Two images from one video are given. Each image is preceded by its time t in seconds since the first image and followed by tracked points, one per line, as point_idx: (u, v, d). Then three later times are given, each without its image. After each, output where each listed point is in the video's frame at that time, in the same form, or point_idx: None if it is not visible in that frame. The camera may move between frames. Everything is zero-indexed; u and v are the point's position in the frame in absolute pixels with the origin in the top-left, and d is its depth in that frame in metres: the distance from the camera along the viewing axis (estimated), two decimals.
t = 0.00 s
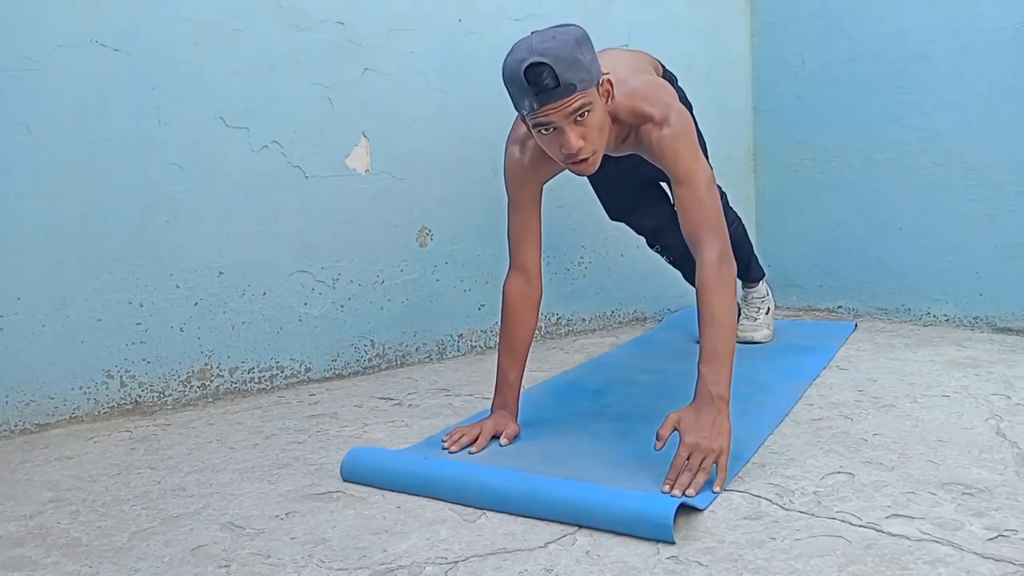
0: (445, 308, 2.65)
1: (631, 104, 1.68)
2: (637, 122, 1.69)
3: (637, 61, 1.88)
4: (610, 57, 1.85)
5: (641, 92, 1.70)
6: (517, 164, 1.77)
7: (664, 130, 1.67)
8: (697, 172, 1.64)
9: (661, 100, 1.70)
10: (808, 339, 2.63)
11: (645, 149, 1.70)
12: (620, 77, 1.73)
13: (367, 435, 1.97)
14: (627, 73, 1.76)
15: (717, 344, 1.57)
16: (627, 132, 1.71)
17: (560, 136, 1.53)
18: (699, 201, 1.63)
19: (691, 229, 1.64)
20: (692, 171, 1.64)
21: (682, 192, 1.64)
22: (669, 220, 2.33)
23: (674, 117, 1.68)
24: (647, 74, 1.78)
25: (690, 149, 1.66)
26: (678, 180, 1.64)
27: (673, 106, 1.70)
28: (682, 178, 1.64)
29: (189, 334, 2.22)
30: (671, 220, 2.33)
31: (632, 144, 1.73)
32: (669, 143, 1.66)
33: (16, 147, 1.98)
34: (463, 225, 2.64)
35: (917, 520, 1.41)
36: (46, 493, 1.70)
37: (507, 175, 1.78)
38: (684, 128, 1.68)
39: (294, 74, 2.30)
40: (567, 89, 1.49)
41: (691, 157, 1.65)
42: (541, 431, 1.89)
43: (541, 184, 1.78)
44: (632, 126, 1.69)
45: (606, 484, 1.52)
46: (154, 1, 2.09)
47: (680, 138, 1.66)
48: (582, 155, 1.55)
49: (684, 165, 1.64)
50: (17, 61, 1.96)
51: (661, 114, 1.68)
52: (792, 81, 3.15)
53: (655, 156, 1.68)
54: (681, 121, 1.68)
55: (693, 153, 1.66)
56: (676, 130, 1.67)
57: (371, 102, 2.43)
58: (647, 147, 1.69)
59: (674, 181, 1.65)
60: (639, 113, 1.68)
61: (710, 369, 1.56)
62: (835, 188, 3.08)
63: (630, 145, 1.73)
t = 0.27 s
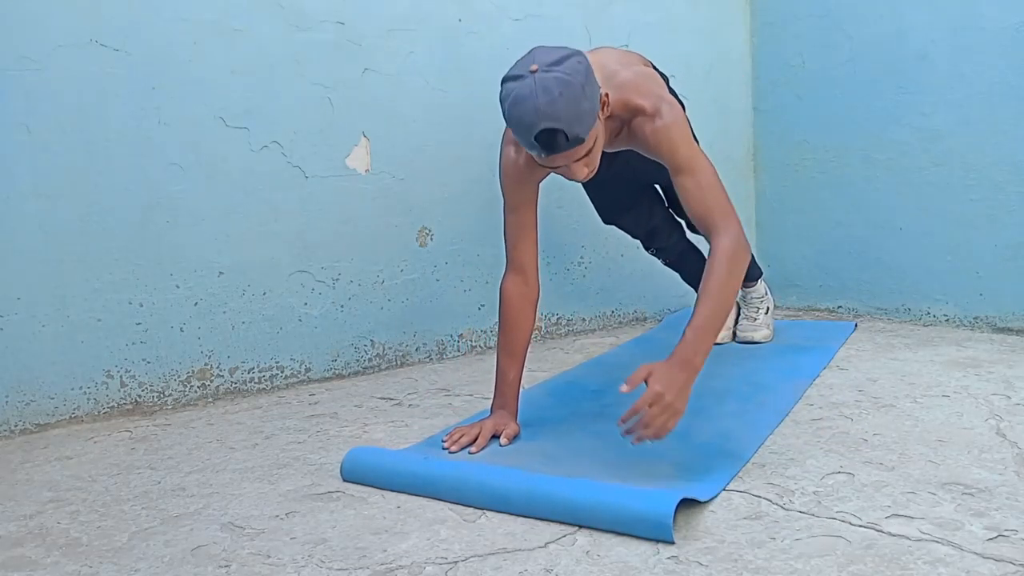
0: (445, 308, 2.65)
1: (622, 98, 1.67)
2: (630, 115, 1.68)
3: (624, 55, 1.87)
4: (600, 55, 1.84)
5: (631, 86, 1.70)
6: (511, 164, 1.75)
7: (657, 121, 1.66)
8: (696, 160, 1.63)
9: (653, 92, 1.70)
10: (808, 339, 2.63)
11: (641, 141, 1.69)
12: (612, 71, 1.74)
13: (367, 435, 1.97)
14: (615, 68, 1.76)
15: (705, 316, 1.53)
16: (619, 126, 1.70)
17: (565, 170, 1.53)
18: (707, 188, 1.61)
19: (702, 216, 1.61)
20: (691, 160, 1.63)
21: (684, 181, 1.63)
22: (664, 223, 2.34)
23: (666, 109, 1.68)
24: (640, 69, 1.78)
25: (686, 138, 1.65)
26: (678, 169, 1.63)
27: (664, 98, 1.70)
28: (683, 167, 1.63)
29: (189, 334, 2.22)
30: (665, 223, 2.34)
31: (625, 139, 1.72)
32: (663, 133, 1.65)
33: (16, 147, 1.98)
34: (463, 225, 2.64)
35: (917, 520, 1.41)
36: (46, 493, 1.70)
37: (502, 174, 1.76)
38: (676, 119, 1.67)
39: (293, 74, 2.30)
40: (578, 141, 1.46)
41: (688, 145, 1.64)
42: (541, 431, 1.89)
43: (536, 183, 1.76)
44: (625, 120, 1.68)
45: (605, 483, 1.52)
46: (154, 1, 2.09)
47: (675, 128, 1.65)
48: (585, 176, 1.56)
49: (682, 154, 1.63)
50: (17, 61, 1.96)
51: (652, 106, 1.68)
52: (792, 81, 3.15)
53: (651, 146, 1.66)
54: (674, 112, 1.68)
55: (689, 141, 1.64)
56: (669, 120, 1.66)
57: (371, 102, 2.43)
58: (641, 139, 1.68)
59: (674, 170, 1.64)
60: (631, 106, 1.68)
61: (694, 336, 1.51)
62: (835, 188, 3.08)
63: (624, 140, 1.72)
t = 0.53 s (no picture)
0: (445, 307, 2.65)
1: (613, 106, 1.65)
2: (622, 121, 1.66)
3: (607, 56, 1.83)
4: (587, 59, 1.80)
5: (620, 92, 1.67)
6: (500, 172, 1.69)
7: (653, 132, 1.66)
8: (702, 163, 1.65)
9: (642, 98, 1.69)
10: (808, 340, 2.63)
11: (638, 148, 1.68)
12: (601, 78, 1.71)
13: (367, 435, 1.97)
14: (601, 74, 1.72)
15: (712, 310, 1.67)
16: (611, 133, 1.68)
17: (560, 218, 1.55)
18: (721, 189, 1.66)
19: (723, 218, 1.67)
20: (697, 164, 1.65)
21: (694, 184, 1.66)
22: (664, 226, 2.34)
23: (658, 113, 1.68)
24: (630, 72, 1.76)
25: (688, 143, 1.67)
26: (688, 174, 1.66)
27: (654, 102, 1.70)
28: (693, 171, 1.66)
29: (189, 334, 2.22)
30: (665, 226, 2.34)
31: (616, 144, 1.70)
32: (664, 140, 1.66)
33: (16, 147, 1.98)
34: (463, 225, 2.64)
35: (917, 520, 1.41)
36: (46, 493, 1.70)
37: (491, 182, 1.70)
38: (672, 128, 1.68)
39: (293, 73, 2.30)
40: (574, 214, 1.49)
41: (690, 149, 1.66)
42: (541, 431, 1.89)
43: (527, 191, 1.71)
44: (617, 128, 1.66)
45: (604, 483, 1.52)
46: (154, 1, 2.09)
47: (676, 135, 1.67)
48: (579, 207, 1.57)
49: (689, 159, 1.65)
50: (17, 61, 1.96)
51: (644, 113, 1.66)
52: (791, 81, 3.15)
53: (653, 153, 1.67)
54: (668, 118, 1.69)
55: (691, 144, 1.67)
56: (665, 128, 1.67)
57: (371, 101, 2.43)
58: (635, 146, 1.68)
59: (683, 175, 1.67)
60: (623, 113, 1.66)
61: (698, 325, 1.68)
62: (835, 188, 3.08)
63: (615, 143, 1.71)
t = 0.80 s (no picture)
0: (445, 307, 2.65)
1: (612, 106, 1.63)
2: (618, 122, 1.63)
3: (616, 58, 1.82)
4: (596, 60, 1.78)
5: (621, 93, 1.65)
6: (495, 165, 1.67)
7: (649, 134, 1.62)
8: (684, 180, 1.62)
9: (643, 101, 1.65)
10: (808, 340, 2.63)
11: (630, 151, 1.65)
12: (605, 77, 1.69)
13: (367, 435, 1.97)
14: (606, 73, 1.71)
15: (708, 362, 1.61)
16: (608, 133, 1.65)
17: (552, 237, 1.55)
18: (691, 212, 1.63)
19: (684, 246, 1.63)
20: (680, 179, 1.62)
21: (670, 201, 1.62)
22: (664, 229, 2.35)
23: (656, 118, 1.64)
24: (634, 76, 1.74)
25: (677, 155, 1.62)
26: (665, 190, 1.62)
27: (655, 107, 1.66)
28: (672, 188, 1.61)
29: (189, 334, 2.22)
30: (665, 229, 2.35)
31: (612, 146, 1.67)
32: (655, 147, 1.61)
33: (16, 147, 1.98)
34: (463, 225, 2.64)
35: (917, 520, 1.41)
36: (46, 493, 1.70)
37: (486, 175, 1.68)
38: (669, 134, 1.64)
39: (293, 73, 2.30)
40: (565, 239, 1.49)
41: (679, 161, 1.62)
42: (541, 431, 1.89)
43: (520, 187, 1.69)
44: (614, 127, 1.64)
45: (605, 483, 1.52)
46: (154, 1, 2.09)
47: (667, 144, 1.62)
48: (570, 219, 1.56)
49: (674, 171, 1.61)
50: (17, 61, 1.96)
51: (643, 116, 1.63)
52: (791, 81, 3.15)
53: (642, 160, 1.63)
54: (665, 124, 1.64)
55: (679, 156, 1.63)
56: (661, 134, 1.62)
57: (371, 101, 2.43)
58: (630, 149, 1.64)
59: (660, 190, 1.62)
60: (620, 114, 1.63)
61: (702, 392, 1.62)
62: (835, 188, 3.08)
63: (612, 146, 1.67)
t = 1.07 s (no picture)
0: (445, 307, 2.65)
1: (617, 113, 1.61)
2: (623, 128, 1.61)
3: (630, 58, 1.78)
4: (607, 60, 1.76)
5: (629, 97, 1.62)
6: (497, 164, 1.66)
7: (653, 141, 1.59)
8: (683, 194, 1.59)
9: (651, 107, 1.63)
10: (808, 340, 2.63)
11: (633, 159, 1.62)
12: (614, 79, 1.67)
13: (367, 435, 1.97)
14: (616, 75, 1.68)
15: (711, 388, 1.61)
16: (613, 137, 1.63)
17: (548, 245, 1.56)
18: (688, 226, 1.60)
19: (678, 262, 1.60)
20: (679, 192, 1.59)
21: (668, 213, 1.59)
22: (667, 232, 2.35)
23: (663, 126, 1.61)
24: (644, 79, 1.71)
25: (678, 168, 1.60)
26: (663, 201, 1.59)
27: (662, 114, 1.63)
28: (671, 200, 1.59)
29: (189, 334, 2.22)
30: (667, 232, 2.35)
31: (617, 151, 1.65)
32: (658, 155, 1.59)
33: (15, 147, 1.98)
34: (463, 225, 2.64)
35: (917, 520, 1.41)
36: (46, 493, 1.70)
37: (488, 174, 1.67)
38: (674, 142, 1.61)
39: (293, 73, 2.30)
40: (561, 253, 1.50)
41: (680, 174, 1.60)
42: (541, 431, 1.89)
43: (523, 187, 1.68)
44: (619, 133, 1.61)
45: (605, 483, 1.52)
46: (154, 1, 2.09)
47: (670, 155, 1.59)
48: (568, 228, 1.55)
49: (674, 183, 1.59)
50: (17, 61, 1.96)
51: (649, 123, 1.60)
52: (791, 81, 3.15)
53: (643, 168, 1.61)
54: (670, 133, 1.62)
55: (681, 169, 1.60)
56: (666, 143, 1.60)
57: (371, 101, 2.43)
58: (632, 156, 1.61)
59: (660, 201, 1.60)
60: (626, 120, 1.61)
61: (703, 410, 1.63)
62: (835, 189, 3.08)
63: (615, 152, 1.65)
